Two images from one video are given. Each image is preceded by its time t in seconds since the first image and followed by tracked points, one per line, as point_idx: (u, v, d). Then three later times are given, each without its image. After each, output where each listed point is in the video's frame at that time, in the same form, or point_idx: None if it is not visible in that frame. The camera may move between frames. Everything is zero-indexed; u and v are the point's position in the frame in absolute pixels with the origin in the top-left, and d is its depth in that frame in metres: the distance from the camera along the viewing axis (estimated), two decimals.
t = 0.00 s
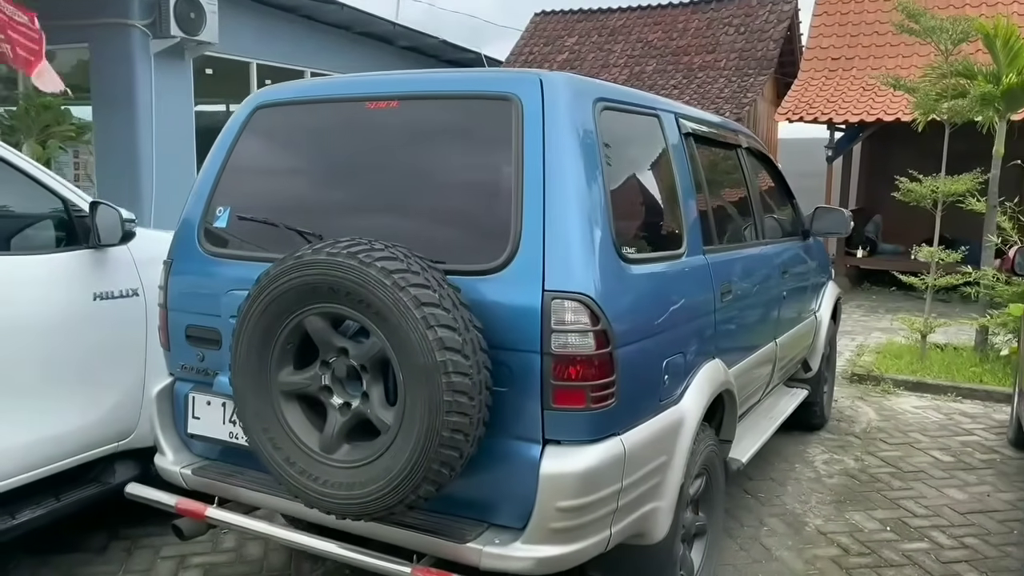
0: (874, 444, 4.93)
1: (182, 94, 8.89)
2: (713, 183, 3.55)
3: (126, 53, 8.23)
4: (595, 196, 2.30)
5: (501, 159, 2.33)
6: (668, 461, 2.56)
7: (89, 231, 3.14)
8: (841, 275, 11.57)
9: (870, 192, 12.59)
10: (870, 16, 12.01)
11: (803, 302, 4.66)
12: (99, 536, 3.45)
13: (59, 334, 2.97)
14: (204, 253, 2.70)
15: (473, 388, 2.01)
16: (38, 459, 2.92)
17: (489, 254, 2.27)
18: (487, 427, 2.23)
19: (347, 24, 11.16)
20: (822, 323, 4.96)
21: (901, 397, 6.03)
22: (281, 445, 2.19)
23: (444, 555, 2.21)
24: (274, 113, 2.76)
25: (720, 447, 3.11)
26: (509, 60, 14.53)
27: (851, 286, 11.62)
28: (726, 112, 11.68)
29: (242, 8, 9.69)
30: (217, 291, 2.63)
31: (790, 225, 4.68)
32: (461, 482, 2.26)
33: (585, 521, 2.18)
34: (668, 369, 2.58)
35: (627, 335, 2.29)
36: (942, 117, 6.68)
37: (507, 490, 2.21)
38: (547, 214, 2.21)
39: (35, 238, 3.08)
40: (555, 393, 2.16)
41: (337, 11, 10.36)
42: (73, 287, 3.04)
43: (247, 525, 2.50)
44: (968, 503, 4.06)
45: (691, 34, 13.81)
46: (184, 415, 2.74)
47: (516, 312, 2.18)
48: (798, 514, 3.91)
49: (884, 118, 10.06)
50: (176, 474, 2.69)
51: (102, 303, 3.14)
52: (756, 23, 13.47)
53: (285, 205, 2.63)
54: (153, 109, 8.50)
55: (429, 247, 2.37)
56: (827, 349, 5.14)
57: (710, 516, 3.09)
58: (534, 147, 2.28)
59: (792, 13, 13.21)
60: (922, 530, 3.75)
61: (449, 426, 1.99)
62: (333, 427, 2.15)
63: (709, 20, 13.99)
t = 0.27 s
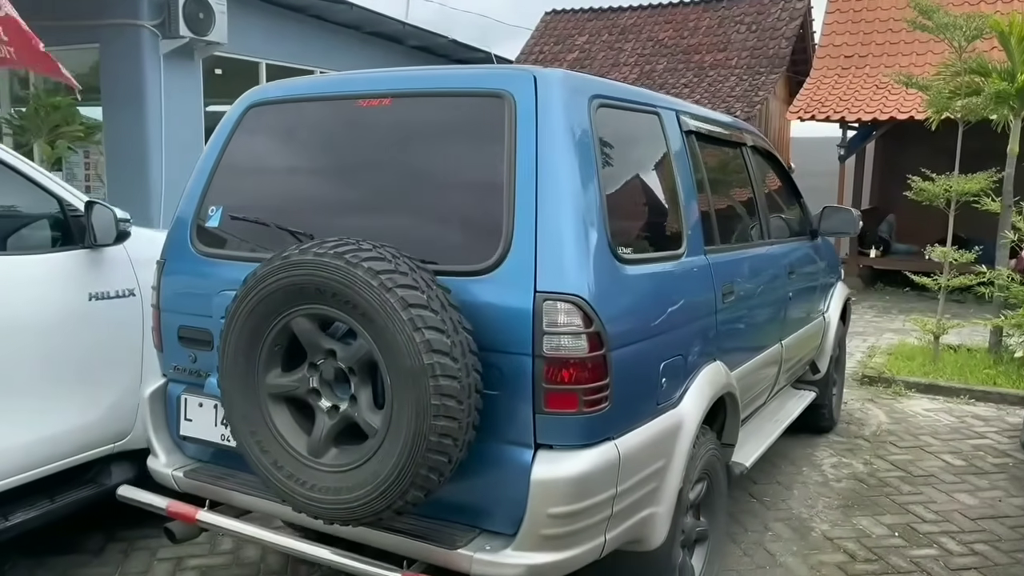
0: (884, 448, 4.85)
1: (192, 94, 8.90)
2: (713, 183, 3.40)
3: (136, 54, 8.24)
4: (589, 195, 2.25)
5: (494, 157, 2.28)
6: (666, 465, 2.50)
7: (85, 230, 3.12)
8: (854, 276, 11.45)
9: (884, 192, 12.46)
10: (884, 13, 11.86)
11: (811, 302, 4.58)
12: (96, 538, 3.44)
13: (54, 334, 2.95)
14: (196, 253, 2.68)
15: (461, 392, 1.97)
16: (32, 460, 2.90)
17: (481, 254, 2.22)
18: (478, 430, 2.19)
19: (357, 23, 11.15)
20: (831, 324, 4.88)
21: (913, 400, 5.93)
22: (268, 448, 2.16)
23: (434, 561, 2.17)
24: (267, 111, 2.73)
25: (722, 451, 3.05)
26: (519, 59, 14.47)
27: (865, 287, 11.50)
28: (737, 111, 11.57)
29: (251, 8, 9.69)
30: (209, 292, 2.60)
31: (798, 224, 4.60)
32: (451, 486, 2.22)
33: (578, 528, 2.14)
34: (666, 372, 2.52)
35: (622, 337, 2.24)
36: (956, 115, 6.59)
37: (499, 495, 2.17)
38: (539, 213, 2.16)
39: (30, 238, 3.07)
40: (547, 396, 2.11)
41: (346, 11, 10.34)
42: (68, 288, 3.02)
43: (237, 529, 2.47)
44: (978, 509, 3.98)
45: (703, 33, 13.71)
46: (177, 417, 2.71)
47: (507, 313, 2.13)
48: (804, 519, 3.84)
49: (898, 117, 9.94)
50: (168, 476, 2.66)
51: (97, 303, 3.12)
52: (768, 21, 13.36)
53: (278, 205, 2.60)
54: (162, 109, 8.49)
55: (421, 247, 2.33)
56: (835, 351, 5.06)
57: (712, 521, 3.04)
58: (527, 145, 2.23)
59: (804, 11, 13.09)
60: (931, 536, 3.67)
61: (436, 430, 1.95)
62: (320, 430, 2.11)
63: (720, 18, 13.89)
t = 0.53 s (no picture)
0: (901, 455, 4.74)
1: (210, 96, 8.94)
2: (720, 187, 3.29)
3: (154, 56, 8.29)
4: (584, 197, 2.20)
5: (487, 158, 2.23)
6: (666, 474, 2.44)
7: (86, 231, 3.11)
8: (876, 278, 11.28)
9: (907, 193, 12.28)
10: (908, 10, 11.66)
11: (826, 306, 4.48)
12: (99, 540, 3.43)
13: (52, 336, 2.94)
14: (191, 256, 2.66)
15: (448, 400, 1.92)
16: (30, 463, 2.89)
17: (473, 257, 2.17)
18: (468, 438, 2.14)
19: (374, 24, 11.16)
20: (847, 327, 4.78)
21: (933, 405, 5.80)
22: (256, 455, 2.13)
23: (424, 571, 2.12)
24: (264, 112, 2.70)
25: (727, 459, 2.98)
26: (537, 59, 14.41)
27: (887, 289, 11.31)
28: (756, 110, 11.42)
29: (268, 9, 9.72)
30: (203, 295, 2.58)
31: (812, 227, 4.50)
32: (442, 495, 2.18)
33: (570, 539, 2.08)
34: (665, 379, 2.45)
35: (616, 343, 2.18)
36: (981, 113, 6.52)
37: (490, 505, 2.12)
38: (532, 217, 2.11)
39: (31, 239, 3.06)
40: (538, 404, 2.06)
41: (363, 12, 10.34)
42: (68, 290, 3.02)
43: (229, 535, 2.44)
44: (997, 519, 3.86)
45: (723, 32, 13.57)
46: (172, 421, 2.69)
47: (498, 319, 2.08)
48: (815, 528, 3.75)
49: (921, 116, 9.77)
50: (162, 480, 2.64)
51: (97, 305, 3.11)
52: (790, 19, 13.20)
53: (272, 207, 2.57)
54: (179, 109, 8.53)
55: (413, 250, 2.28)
56: (851, 355, 4.95)
57: (716, 531, 2.96)
58: (520, 147, 2.18)
59: (827, 9, 12.92)
60: (946, 547, 3.57)
61: (423, 439, 1.90)
62: (308, 438, 2.08)
63: (741, 17, 13.75)
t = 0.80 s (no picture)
0: (920, 459, 4.66)
1: (229, 96, 8.99)
2: (733, 187, 3.25)
3: (174, 57, 8.35)
4: (589, 197, 2.17)
5: (491, 158, 2.21)
6: (673, 478, 2.41)
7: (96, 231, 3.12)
8: (899, 279, 11.13)
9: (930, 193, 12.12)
10: (932, 9, 11.49)
11: (844, 307, 4.41)
12: (110, 538, 3.45)
13: (63, 335, 2.96)
14: (198, 256, 2.66)
15: (448, 402, 1.91)
16: (40, 462, 2.91)
17: (476, 258, 2.15)
18: (470, 440, 2.12)
19: (393, 25, 11.18)
20: (865, 329, 4.70)
21: (954, 409, 5.70)
22: (258, 455, 2.12)
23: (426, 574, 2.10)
24: (271, 112, 2.69)
25: (738, 462, 2.93)
26: (556, 59, 14.37)
27: (910, 291, 11.15)
28: (776, 112, 11.26)
29: (287, 10, 9.76)
30: (209, 295, 2.58)
31: (829, 228, 4.43)
32: (444, 497, 2.16)
33: (573, 543, 2.05)
34: (672, 382, 2.41)
35: (622, 345, 2.15)
36: (1004, 114, 6.34)
37: (493, 508, 2.10)
38: (535, 217, 2.09)
39: (42, 239, 3.09)
40: (541, 406, 2.04)
41: (381, 12, 10.36)
42: (79, 288, 3.03)
43: (234, 535, 2.43)
44: (1018, 526, 3.78)
45: (743, 31, 13.46)
46: (179, 420, 2.69)
47: (500, 320, 2.06)
48: (830, 533, 3.69)
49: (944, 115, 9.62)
50: (169, 480, 2.64)
51: (107, 304, 3.13)
52: (811, 18, 13.08)
53: (278, 207, 2.56)
54: (198, 110, 8.58)
55: (417, 250, 2.27)
56: (869, 358, 4.88)
57: (727, 536, 2.92)
58: (524, 145, 2.16)
59: (849, 8, 12.77)
60: (964, 554, 3.50)
61: (422, 441, 1.88)
62: (309, 439, 2.07)
63: (761, 16, 13.63)
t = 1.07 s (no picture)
0: (941, 465, 4.59)
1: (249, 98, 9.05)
2: (750, 187, 3.21)
3: (196, 59, 8.43)
4: (601, 198, 2.15)
5: (502, 158, 2.20)
6: (686, 482, 2.38)
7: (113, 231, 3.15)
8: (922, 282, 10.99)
9: (954, 194, 11.98)
10: (958, 7, 11.32)
11: (863, 309, 4.36)
12: (126, 536, 3.48)
13: (81, 334, 2.99)
14: (212, 257, 2.67)
15: (457, 404, 1.90)
16: (57, 460, 2.94)
17: (487, 259, 2.14)
18: (480, 442, 2.11)
19: (412, 26, 11.21)
20: (885, 332, 4.64)
21: (977, 414, 5.61)
22: (268, 456, 2.12)
23: None
24: (285, 114, 2.70)
25: (753, 466, 2.90)
26: (575, 59, 14.33)
27: (934, 293, 11.01)
28: (797, 111, 11.18)
29: (306, 12, 9.81)
30: (222, 296, 2.59)
31: (848, 230, 4.37)
32: (454, 499, 2.15)
33: (583, 547, 2.04)
34: (685, 385, 2.38)
35: (633, 348, 2.13)
36: None
37: (502, 511, 2.09)
38: (546, 219, 2.07)
39: (60, 239, 3.11)
40: (550, 409, 2.02)
41: (400, 14, 10.38)
42: (96, 288, 3.06)
43: (246, 535, 2.44)
44: None
45: (764, 31, 13.36)
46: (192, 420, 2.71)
47: (510, 322, 2.05)
48: (848, 539, 3.64)
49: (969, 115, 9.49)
50: (182, 479, 2.66)
51: (124, 304, 3.15)
52: (833, 17, 12.96)
53: (290, 208, 2.56)
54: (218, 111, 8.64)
55: (429, 251, 2.26)
56: (890, 361, 4.81)
57: (742, 541, 2.89)
58: (535, 146, 2.14)
59: (872, 7, 12.64)
60: (985, 561, 3.45)
61: (431, 443, 1.87)
62: (319, 439, 2.07)
63: (783, 16, 13.52)
